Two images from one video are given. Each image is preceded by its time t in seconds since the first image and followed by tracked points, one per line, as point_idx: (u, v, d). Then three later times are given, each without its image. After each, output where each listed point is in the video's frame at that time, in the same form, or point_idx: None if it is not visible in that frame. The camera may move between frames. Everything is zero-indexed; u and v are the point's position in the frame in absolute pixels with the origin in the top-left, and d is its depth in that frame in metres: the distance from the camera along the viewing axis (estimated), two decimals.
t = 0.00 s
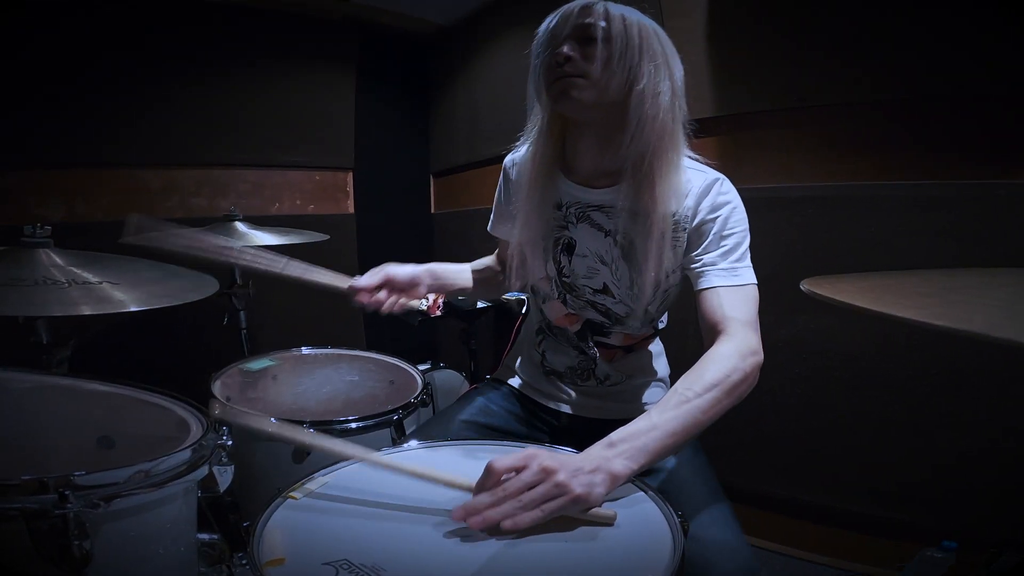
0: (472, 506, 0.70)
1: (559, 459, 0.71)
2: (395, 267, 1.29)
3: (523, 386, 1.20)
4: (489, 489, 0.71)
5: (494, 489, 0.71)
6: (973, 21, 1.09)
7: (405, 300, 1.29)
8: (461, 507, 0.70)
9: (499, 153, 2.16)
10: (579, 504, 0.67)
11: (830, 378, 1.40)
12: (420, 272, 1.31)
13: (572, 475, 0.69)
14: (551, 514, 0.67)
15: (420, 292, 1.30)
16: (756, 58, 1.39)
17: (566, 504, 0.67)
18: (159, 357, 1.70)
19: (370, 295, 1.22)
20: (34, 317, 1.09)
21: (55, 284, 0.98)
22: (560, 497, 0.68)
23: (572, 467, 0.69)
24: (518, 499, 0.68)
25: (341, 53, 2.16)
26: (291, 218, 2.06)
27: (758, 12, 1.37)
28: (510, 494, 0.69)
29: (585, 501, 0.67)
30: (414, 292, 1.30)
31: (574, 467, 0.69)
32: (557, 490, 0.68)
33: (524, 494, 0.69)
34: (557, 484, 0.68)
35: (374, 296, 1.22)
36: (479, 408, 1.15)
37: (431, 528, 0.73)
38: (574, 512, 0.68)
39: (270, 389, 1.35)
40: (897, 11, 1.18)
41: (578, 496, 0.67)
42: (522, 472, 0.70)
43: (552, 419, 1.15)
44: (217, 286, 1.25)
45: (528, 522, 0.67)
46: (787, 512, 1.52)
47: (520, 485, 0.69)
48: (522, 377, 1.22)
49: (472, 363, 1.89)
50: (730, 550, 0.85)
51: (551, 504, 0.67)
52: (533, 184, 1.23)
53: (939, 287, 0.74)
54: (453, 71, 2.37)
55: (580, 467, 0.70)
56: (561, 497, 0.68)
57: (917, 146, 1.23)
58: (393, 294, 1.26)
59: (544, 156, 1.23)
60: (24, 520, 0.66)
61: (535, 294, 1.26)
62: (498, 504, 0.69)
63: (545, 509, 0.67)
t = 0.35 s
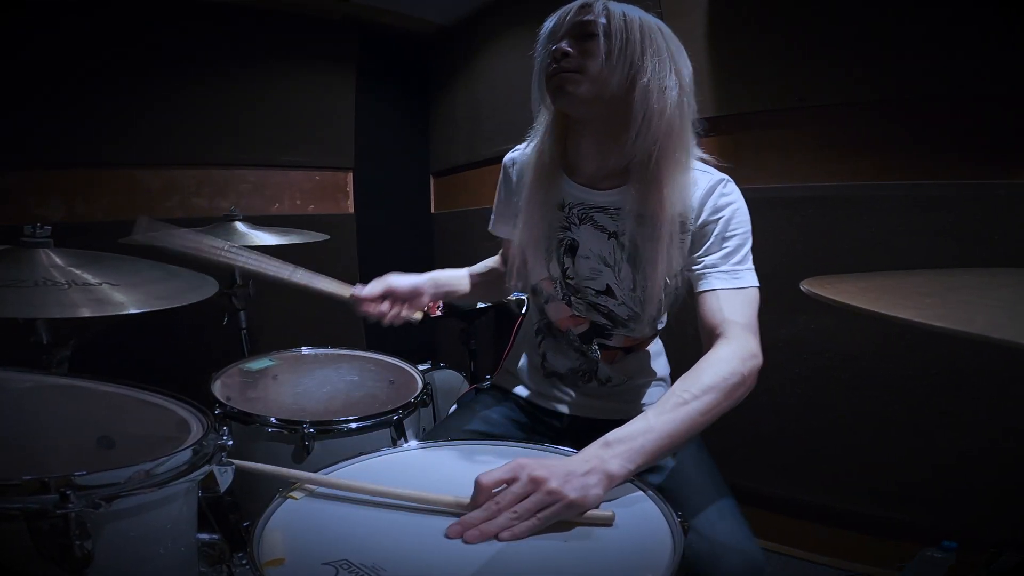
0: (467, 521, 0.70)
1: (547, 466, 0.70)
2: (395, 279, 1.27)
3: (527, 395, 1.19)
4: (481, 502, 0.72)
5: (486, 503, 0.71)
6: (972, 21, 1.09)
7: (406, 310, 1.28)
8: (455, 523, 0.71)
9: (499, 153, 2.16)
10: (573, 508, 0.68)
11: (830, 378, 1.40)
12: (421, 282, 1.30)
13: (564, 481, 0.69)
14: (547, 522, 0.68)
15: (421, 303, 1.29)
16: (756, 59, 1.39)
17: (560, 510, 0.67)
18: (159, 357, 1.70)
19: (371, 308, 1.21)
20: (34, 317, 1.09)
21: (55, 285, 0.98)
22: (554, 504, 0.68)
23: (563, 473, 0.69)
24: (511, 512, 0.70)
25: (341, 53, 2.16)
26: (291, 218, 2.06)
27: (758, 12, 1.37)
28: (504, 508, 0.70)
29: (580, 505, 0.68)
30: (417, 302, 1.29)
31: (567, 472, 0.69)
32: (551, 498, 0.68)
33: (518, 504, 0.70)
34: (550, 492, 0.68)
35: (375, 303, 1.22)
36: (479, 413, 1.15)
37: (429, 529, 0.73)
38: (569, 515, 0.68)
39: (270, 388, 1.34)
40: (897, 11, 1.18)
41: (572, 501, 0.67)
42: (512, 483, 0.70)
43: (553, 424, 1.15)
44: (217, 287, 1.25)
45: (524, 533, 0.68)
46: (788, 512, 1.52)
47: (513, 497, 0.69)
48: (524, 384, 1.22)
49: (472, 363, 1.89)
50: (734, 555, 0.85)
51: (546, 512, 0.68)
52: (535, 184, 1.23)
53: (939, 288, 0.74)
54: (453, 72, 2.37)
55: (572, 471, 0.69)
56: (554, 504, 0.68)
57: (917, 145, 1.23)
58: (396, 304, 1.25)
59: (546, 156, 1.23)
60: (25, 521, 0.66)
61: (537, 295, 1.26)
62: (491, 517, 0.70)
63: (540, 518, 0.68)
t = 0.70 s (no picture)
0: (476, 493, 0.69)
1: (567, 455, 0.71)
2: (399, 260, 1.30)
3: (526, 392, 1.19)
4: (493, 479, 0.70)
5: (499, 479, 0.70)
6: (972, 21, 1.09)
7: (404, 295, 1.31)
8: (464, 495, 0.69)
9: (499, 153, 2.16)
10: (582, 501, 0.68)
11: (830, 378, 1.40)
12: (421, 267, 1.31)
13: (579, 472, 0.69)
14: (554, 510, 0.67)
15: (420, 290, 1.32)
16: (756, 59, 1.39)
17: (569, 500, 0.67)
18: (159, 357, 1.70)
19: (367, 286, 1.25)
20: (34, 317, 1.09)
21: (55, 285, 0.98)
22: (566, 491, 0.68)
23: (580, 464, 0.70)
24: (522, 490, 0.67)
25: (342, 53, 2.16)
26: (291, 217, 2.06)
27: (758, 12, 1.37)
28: (515, 485, 0.68)
29: (588, 499, 0.68)
30: (414, 288, 1.31)
31: (582, 464, 0.70)
32: (564, 484, 0.68)
33: (529, 486, 0.68)
34: (565, 478, 0.68)
35: (374, 286, 1.25)
36: (479, 414, 1.16)
37: (430, 528, 0.73)
38: (575, 508, 0.68)
39: (269, 388, 1.34)
40: (896, 11, 1.18)
41: (584, 493, 0.68)
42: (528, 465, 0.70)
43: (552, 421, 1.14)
44: (217, 287, 1.25)
45: (531, 515, 0.66)
46: (787, 512, 1.52)
47: (528, 477, 0.68)
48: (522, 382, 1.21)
49: (472, 363, 1.89)
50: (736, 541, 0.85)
51: (557, 497, 0.67)
52: (531, 183, 1.23)
53: (940, 288, 0.73)
54: (453, 72, 2.37)
55: (586, 464, 0.70)
56: (566, 493, 0.68)
57: (918, 147, 1.23)
58: (393, 288, 1.28)
59: (541, 155, 1.23)
60: (24, 520, 0.66)
61: (534, 294, 1.26)
62: (500, 494, 0.68)
63: (550, 503, 0.66)
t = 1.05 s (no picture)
0: (466, 520, 0.70)
1: (549, 467, 0.70)
2: (398, 269, 1.28)
3: (525, 392, 1.20)
4: (482, 502, 0.72)
5: (487, 503, 0.71)
6: (972, 21, 1.09)
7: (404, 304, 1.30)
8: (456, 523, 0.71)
9: (499, 153, 2.16)
10: (573, 508, 0.68)
11: (830, 378, 1.40)
12: (421, 275, 1.31)
13: (565, 481, 0.69)
14: (546, 523, 0.68)
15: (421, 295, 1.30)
16: (756, 59, 1.39)
17: (559, 510, 0.68)
18: (159, 357, 1.70)
19: (370, 297, 1.23)
20: (34, 317, 1.09)
21: (55, 285, 0.98)
22: (554, 504, 0.68)
23: (563, 473, 0.69)
24: (512, 511, 0.69)
25: (342, 53, 2.16)
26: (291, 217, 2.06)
27: (758, 12, 1.37)
28: (508, 507, 0.70)
29: (580, 505, 0.68)
30: (415, 296, 1.30)
31: (567, 473, 0.69)
32: (552, 498, 0.68)
33: (519, 504, 0.70)
34: (551, 492, 0.68)
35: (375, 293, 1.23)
36: (479, 413, 1.16)
37: (428, 528, 0.73)
38: (570, 516, 0.68)
39: (269, 387, 1.35)
40: (897, 11, 1.18)
41: (573, 502, 0.67)
42: (513, 483, 0.71)
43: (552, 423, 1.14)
44: (217, 288, 1.24)
45: (525, 532, 0.68)
46: (787, 511, 1.52)
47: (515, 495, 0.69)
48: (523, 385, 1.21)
49: (472, 362, 1.89)
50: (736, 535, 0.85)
51: (546, 513, 0.68)
52: (531, 184, 1.23)
53: (940, 288, 0.73)
54: (453, 72, 2.38)
55: (573, 471, 0.70)
56: (555, 505, 0.68)
57: (918, 147, 1.23)
58: (394, 296, 1.26)
59: (541, 155, 1.23)
60: (24, 520, 0.66)
61: (534, 294, 1.26)
62: (491, 517, 0.70)
63: (541, 518, 0.68)
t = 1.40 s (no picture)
0: (487, 470, 0.68)
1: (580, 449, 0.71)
2: (403, 266, 1.28)
3: (524, 395, 1.20)
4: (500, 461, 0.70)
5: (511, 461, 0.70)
6: (972, 21, 1.09)
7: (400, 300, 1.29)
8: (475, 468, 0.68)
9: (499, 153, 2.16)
10: (587, 495, 0.67)
11: (829, 378, 1.40)
12: (425, 274, 1.30)
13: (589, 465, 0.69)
14: (559, 498, 0.66)
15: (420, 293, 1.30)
16: (756, 59, 1.39)
17: (576, 492, 0.67)
18: (159, 357, 1.70)
19: (370, 291, 1.23)
20: (34, 317, 1.09)
21: (56, 284, 0.98)
22: (574, 482, 0.67)
23: (591, 460, 0.69)
24: (533, 473, 0.67)
25: (342, 53, 2.16)
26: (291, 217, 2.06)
27: (759, 12, 1.37)
28: (528, 468, 0.68)
29: (594, 493, 0.68)
30: (416, 294, 1.28)
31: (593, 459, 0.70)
32: (574, 476, 0.67)
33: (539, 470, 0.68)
34: (576, 469, 0.68)
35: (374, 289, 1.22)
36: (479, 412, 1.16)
37: (427, 528, 0.73)
38: (580, 500, 0.68)
39: (269, 387, 1.35)
40: (897, 11, 1.18)
41: (589, 488, 0.67)
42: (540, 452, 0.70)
43: (552, 423, 1.14)
44: (217, 287, 1.24)
45: (534, 501, 0.65)
46: (787, 511, 1.52)
47: (537, 461, 0.68)
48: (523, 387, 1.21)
49: (472, 362, 1.89)
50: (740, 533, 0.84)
51: (564, 488, 0.67)
52: (532, 182, 1.23)
53: (938, 287, 0.74)
54: (453, 72, 2.38)
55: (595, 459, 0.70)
56: (575, 484, 0.67)
57: (918, 147, 1.23)
58: (393, 294, 1.25)
59: (543, 154, 1.23)
60: (24, 520, 0.66)
61: (532, 293, 1.26)
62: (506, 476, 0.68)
63: (557, 492, 0.66)
